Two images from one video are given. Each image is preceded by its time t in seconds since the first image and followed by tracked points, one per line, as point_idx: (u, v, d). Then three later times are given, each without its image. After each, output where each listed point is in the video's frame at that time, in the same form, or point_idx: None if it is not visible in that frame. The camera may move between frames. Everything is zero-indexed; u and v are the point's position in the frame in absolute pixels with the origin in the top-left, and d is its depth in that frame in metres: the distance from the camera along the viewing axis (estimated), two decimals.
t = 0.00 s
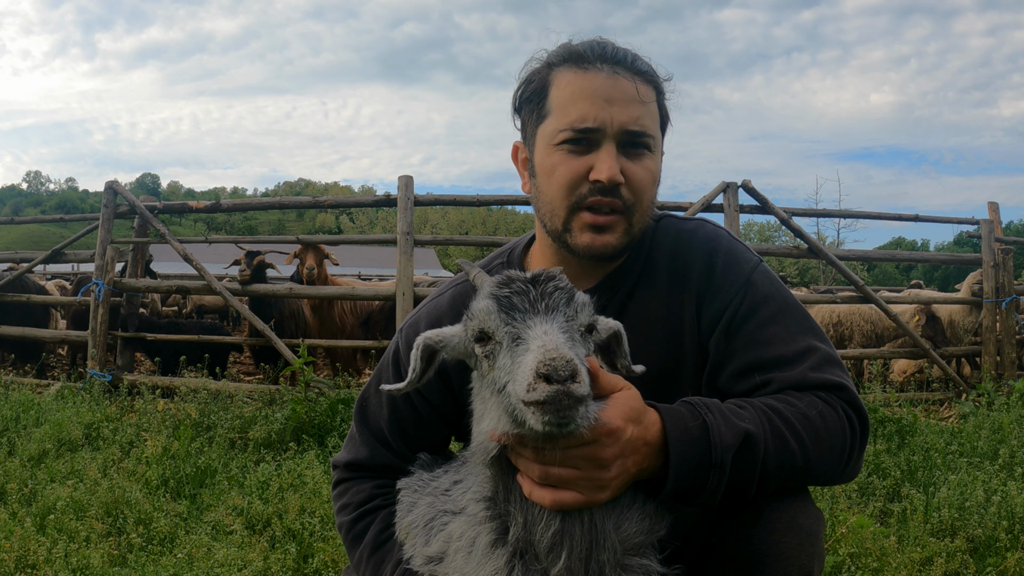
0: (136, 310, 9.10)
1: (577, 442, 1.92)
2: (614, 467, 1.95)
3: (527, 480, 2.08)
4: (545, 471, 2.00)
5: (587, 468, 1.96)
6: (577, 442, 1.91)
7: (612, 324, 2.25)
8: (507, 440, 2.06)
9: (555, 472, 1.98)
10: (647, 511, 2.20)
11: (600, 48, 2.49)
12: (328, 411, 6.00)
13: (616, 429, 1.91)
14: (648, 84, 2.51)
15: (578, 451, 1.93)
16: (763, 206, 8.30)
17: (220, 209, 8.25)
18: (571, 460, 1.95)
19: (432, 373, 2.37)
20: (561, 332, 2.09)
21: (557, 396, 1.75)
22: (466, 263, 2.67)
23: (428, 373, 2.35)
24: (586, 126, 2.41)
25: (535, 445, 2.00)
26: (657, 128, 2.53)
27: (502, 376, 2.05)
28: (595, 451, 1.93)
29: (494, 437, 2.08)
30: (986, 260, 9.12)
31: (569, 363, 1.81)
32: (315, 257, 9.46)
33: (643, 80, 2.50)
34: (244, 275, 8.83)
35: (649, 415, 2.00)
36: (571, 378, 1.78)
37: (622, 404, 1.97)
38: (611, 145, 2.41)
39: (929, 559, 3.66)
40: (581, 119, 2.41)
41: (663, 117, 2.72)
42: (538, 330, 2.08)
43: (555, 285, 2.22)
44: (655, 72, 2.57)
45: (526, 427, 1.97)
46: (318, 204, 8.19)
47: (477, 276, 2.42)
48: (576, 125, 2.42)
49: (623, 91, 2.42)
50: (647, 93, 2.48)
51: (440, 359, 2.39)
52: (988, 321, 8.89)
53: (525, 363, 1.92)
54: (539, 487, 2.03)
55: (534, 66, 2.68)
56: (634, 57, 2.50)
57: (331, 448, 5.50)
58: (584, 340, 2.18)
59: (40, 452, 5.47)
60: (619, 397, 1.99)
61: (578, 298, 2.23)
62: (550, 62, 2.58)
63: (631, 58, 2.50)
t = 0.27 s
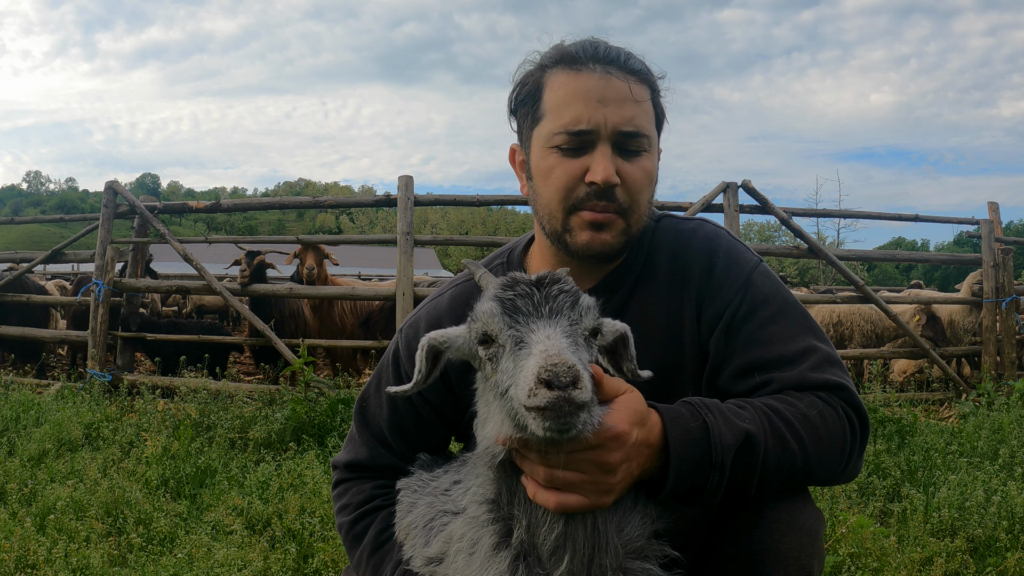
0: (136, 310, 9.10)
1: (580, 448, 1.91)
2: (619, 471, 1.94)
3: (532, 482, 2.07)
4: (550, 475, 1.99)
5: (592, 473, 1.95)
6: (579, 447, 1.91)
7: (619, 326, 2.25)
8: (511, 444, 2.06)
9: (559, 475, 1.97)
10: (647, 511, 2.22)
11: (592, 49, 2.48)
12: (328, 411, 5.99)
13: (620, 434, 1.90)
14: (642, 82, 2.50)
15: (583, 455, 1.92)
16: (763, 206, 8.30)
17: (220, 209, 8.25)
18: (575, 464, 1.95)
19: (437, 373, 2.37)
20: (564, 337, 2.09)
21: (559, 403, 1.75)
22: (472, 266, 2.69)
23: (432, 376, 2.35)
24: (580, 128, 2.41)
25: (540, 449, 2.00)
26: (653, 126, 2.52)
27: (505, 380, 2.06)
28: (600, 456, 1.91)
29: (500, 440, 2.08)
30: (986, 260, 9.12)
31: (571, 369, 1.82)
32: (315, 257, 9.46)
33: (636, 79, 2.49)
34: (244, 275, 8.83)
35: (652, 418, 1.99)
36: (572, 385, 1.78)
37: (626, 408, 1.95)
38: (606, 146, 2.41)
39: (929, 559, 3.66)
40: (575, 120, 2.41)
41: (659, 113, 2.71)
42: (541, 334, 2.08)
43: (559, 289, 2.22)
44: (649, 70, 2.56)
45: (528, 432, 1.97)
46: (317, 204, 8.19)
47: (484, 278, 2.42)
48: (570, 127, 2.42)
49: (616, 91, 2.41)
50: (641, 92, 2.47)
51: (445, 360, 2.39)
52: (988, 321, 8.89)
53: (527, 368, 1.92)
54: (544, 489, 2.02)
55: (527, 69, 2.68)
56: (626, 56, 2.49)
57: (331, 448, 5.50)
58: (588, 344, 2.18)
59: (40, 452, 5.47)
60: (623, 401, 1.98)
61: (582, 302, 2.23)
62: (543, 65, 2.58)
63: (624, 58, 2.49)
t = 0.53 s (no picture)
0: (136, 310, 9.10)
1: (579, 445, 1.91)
2: (618, 469, 1.94)
3: (531, 480, 2.07)
4: (549, 473, 1.99)
5: (591, 471, 1.94)
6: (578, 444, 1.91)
7: (616, 327, 2.25)
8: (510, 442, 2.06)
9: (558, 473, 1.97)
10: (646, 512, 2.22)
11: (589, 50, 2.48)
12: (328, 411, 5.99)
13: (619, 432, 1.90)
14: (638, 83, 2.49)
15: (581, 453, 1.91)
16: (763, 206, 8.30)
17: (220, 209, 8.24)
18: (574, 462, 1.95)
19: (438, 373, 2.38)
20: (562, 334, 2.09)
21: (555, 399, 1.75)
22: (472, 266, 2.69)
23: (433, 375, 2.35)
24: (576, 130, 2.41)
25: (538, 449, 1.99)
26: (649, 127, 2.52)
27: (503, 378, 2.06)
28: (599, 454, 1.91)
29: (499, 439, 2.08)
30: (986, 260, 9.12)
31: (568, 365, 1.81)
32: (315, 257, 9.46)
33: (633, 81, 2.48)
34: (244, 275, 8.83)
35: (651, 416, 1.99)
36: (569, 381, 1.78)
37: (625, 406, 1.96)
38: (601, 148, 2.41)
39: (929, 559, 3.66)
40: (571, 122, 2.41)
41: (657, 113, 2.70)
42: (539, 331, 2.08)
43: (558, 287, 2.22)
44: (646, 70, 2.55)
45: (527, 429, 1.97)
46: (317, 204, 8.19)
47: (483, 277, 2.42)
48: (566, 129, 2.42)
49: (613, 92, 2.40)
50: (638, 93, 2.46)
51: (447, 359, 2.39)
52: (988, 321, 8.89)
53: (524, 365, 1.92)
54: (542, 488, 2.02)
55: (525, 69, 2.67)
56: (624, 57, 2.48)
57: (331, 448, 5.51)
58: (586, 343, 2.17)
59: (40, 452, 5.47)
60: (621, 399, 1.98)
61: (581, 300, 2.22)
62: (540, 65, 2.57)
63: (621, 58, 2.48)
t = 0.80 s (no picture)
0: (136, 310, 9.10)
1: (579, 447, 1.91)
2: (618, 470, 1.94)
3: (531, 478, 2.07)
4: (548, 473, 1.98)
5: (591, 472, 1.94)
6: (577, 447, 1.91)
7: (618, 326, 2.24)
8: (511, 444, 2.06)
9: (557, 474, 1.97)
10: (647, 511, 2.22)
11: (591, 54, 2.44)
12: (328, 411, 5.99)
13: (619, 434, 1.90)
14: (640, 91, 2.46)
15: (580, 455, 1.91)
16: (763, 206, 8.30)
17: (220, 209, 8.25)
18: (573, 464, 1.94)
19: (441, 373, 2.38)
20: (561, 338, 2.09)
21: (553, 404, 1.75)
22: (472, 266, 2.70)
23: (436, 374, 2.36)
24: (573, 140, 2.40)
25: (538, 450, 1.99)
26: (649, 135, 2.50)
27: (502, 381, 2.06)
28: (599, 456, 1.90)
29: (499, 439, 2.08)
30: (986, 260, 9.12)
31: (565, 370, 1.80)
32: (315, 257, 9.46)
33: (634, 88, 2.45)
34: (244, 275, 8.83)
35: (650, 417, 1.99)
36: (567, 387, 1.77)
37: (624, 408, 1.95)
38: (598, 159, 2.40)
39: (929, 559, 3.66)
40: (570, 131, 2.40)
41: (659, 117, 2.67)
42: (537, 335, 2.08)
43: (557, 289, 2.21)
44: (649, 75, 2.51)
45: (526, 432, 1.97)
46: (317, 204, 8.18)
47: (483, 277, 2.43)
48: (563, 137, 2.41)
49: (612, 102, 2.38)
50: (638, 101, 2.43)
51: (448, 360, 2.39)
52: (988, 321, 8.89)
53: (522, 370, 1.92)
54: (542, 486, 2.02)
55: (527, 68, 2.65)
56: (626, 63, 2.44)
57: (331, 448, 5.51)
58: (585, 345, 2.17)
59: (40, 452, 5.47)
60: (621, 401, 1.98)
61: (580, 302, 2.22)
62: (541, 67, 2.55)
63: (623, 65, 2.44)
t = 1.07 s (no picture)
0: (136, 310, 9.09)
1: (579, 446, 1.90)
2: (619, 469, 1.94)
3: (533, 476, 2.07)
4: (549, 471, 1.98)
5: (591, 471, 1.94)
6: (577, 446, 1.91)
7: (621, 326, 2.24)
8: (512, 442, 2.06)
9: (557, 472, 1.96)
10: (647, 510, 2.22)
11: (592, 55, 2.43)
12: (328, 411, 5.99)
13: (620, 433, 1.89)
14: (641, 91, 2.46)
15: (580, 455, 1.90)
16: (763, 206, 8.31)
17: (220, 209, 8.25)
18: (573, 463, 1.94)
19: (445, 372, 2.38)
20: (561, 337, 2.09)
21: (551, 404, 1.74)
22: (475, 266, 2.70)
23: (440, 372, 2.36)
24: (576, 142, 2.39)
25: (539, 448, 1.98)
26: (651, 135, 2.49)
27: (503, 380, 2.06)
28: (599, 455, 1.90)
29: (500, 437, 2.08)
30: (986, 260, 9.12)
31: (564, 368, 1.80)
32: (315, 257, 9.46)
33: (636, 89, 2.44)
34: (244, 275, 8.83)
35: (651, 416, 1.99)
36: (566, 386, 1.76)
37: (625, 407, 1.95)
38: (601, 160, 2.40)
39: (929, 559, 3.66)
40: (571, 133, 2.40)
41: (660, 116, 2.67)
42: (538, 335, 2.08)
43: (558, 289, 2.21)
44: (650, 76, 2.50)
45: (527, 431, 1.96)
46: (317, 204, 8.18)
47: (485, 276, 2.43)
48: (566, 139, 2.41)
49: (614, 103, 2.38)
50: (640, 102, 2.43)
51: (451, 359, 2.40)
52: (988, 321, 8.89)
53: (522, 369, 1.92)
54: (543, 484, 2.02)
55: (528, 69, 2.64)
56: (627, 64, 2.44)
57: (331, 448, 5.51)
58: (586, 345, 2.16)
59: (40, 452, 5.48)
60: (622, 400, 1.97)
61: (581, 302, 2.22)
62: (542, 69, 2.54)
63: (625, 65, 2.43)
